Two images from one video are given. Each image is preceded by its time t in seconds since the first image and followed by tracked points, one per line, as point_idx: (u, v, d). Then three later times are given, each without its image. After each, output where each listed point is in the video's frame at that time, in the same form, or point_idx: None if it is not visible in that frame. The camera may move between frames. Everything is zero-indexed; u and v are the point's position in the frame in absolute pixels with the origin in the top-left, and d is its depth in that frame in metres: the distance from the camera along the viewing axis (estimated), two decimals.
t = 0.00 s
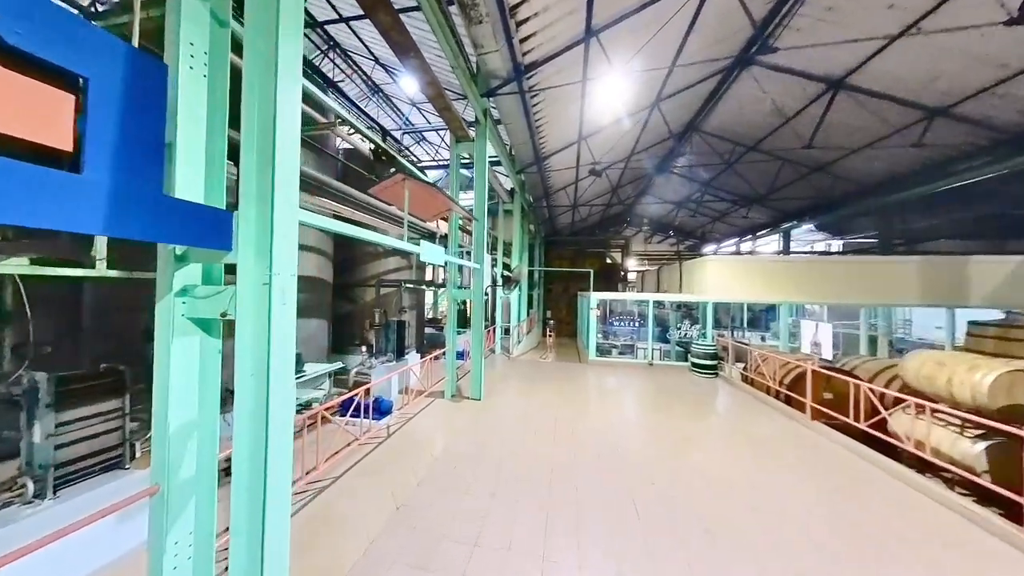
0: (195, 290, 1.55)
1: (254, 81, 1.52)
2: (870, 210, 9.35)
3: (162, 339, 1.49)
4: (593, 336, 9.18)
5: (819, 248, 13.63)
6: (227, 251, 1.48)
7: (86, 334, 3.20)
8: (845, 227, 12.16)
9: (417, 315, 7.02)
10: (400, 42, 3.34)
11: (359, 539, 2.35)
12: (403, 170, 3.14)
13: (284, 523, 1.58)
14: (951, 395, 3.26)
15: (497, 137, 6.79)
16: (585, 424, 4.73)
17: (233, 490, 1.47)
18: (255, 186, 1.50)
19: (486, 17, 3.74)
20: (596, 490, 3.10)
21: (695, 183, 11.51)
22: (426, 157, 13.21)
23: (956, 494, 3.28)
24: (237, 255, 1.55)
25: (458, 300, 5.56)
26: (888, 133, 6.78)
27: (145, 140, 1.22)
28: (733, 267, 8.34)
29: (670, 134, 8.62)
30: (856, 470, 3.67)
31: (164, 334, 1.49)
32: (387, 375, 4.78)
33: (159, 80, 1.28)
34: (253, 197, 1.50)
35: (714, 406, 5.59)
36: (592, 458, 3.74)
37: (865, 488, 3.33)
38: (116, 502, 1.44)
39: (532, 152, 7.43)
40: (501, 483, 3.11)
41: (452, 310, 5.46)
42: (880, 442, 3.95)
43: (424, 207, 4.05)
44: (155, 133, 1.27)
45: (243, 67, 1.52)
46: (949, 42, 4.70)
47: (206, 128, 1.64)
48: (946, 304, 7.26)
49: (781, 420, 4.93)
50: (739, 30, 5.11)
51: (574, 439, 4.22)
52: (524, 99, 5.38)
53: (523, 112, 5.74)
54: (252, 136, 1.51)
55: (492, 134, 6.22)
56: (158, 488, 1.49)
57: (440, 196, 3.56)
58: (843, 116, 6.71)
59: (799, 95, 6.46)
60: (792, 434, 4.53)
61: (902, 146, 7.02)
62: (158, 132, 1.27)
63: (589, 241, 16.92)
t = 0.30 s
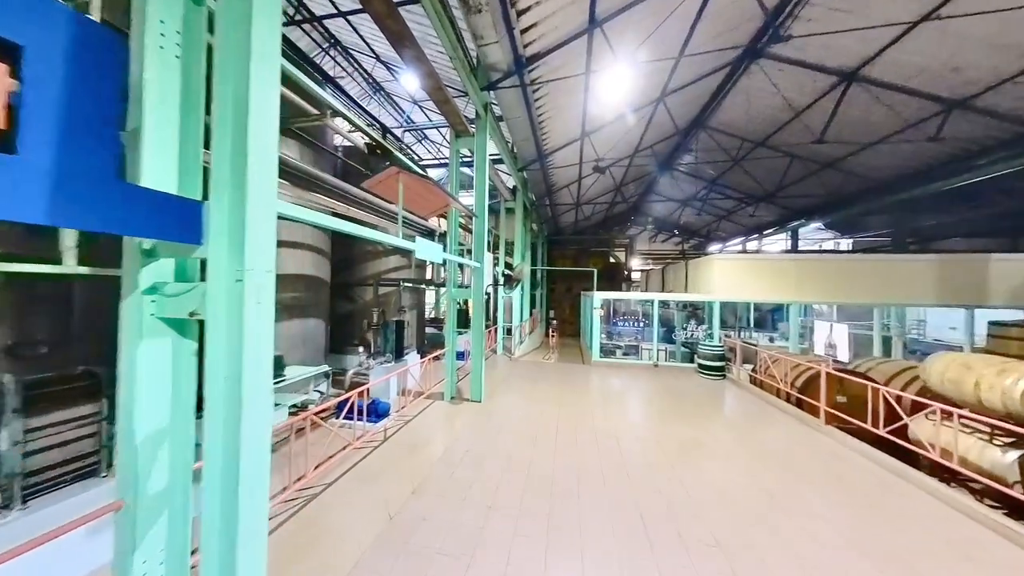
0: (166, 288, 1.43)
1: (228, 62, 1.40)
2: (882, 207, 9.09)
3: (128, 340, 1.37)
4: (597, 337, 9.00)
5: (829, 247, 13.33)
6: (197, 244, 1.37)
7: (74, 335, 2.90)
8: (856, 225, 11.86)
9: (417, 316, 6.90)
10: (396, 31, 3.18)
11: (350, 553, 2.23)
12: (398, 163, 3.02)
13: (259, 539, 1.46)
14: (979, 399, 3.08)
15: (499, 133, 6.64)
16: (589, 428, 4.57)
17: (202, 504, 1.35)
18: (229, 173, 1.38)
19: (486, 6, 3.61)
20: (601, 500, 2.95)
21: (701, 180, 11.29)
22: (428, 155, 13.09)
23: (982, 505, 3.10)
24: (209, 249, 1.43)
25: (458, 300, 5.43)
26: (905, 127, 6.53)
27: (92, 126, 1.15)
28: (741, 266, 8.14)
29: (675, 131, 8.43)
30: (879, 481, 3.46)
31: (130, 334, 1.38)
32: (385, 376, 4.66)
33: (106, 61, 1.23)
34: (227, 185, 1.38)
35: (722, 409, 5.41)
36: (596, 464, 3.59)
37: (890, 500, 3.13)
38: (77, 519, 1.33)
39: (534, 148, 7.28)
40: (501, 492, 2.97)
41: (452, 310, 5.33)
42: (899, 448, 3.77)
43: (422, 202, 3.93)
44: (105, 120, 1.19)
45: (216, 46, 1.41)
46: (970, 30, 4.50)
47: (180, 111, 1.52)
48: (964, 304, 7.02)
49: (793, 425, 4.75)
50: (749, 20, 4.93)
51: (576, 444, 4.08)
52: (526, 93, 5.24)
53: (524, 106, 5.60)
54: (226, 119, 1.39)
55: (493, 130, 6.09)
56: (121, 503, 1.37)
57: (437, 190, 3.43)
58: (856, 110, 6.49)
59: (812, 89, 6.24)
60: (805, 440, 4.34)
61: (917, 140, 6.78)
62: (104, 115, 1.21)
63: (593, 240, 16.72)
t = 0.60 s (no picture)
0: (128, 289, 1.30)
1: (196, 42, 1.28)
2: (891, 205, 8.89)
3: (84, 346, 1.24)
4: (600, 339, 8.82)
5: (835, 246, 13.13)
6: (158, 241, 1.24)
7: (57, 335, 2.51)
8: (862, 224, 11.67)
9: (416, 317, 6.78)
10: (389, 19, 3.04)
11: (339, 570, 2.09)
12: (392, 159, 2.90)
13: (228, 562, 1.34)
14: (1004, 406, 2.93)
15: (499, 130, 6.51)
16: (593, 432, 4.43)
17: (165, 526, 1.23)
18: (195, 163, 1.25)
19: None
20: (605, 511, 2.79)
21: (705, 179, 11.12)
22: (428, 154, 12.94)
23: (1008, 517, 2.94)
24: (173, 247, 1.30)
25: (457, 301, 5.30)
26: (916, 122, 6.36)
27: (38, 102, 0.99)
28: (746, 266, 7.99)
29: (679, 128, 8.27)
30: (897, 490, 3.29)
31: (86, 340, 1.25)
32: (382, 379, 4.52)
33: (60, 21, 1.05)
34: (193, 176, 1.25)
35: (729, 413, 5.26)
36: (600, 469, 3.46)
37: (911, 512, 2.96)
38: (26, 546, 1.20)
39: (535, 146, 7.15)
40: (500, 502, 2.82)
41: (451, 310, 5.19)
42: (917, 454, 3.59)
43: (419, 199, 3.80)
44: (55, 96, 1.04)
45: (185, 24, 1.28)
46: (988, 21, 4.33)
47: (147, 96, 1.38)
48: (977, 304, 6.87)
49: (804, 431, 4.59)
50: (757, 13, 4.77)
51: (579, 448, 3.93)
52: (527, 88, 5.10)
53: (525, 102, 5.46)
54: (194, 104, 1.27)
55: (493, 126, 5.93)
56: (77, 528, 1.24)
57: (432, 186, 3.31)
58: (866, 106, 6.32)
59: (819, 84, 6.08)
60: (815, 446, 4.19)
61: (929, 136, 6.60)
62: (57, 89, 1.04)
63: (594, 240, 16.68)
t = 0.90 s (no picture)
0: (88, 290, 1.17)
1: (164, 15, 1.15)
2: (901, 204, 8.69)
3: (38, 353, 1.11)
4: (603, 339, 8.65)
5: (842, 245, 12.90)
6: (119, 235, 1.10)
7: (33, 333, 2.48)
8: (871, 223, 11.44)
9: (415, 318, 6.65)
10: (385, 8, 2.89)
11: None
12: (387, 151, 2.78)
13: None
14: None
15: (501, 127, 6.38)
16: (597, 436, 4.29)
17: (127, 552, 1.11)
18: (160, 149, 1.12)
19: None
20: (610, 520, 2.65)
21: (710, 177, 10.94)
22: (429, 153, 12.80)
23: None
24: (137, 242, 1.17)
25: (457, 301, 5.16)
26: (931, 116, 6.15)
27: None
28: (753, 265, 7.82)
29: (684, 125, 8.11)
30: (921, 499, 3.09)
31: (40, 346, 1.12)
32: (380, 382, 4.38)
33: None
34: (156, 162, 1.12)
35: (737, 417, 5.10)
36: (605, 476, 3.30)
37: (936, 521, 2.77)
38: None
39: (537, 143, 7.01)
40: (501, 512, 2.67)
41: (450, 311, 5.06)
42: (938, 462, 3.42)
43: (417, 194, 3.69)
44: None
45: None
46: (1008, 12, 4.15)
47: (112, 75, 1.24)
48: (991, 305, 6.66)
49: (816, 435, 4.42)
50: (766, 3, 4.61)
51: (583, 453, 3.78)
52: (529, 82, 4.96)
53: (527, 96, 5.31)
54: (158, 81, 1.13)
55: (494, 122, 5.79)
56: (31, 555, 1.12)
57: (430, 181, 3.19)
58: (877, 101, 6.14)
59: (830, 78, 5.89)
60: (828, 451, 4.03)
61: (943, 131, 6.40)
62: None
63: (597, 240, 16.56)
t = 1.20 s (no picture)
0: (81, 287, 1.12)
1: None
2: (951, 196, 7.97)
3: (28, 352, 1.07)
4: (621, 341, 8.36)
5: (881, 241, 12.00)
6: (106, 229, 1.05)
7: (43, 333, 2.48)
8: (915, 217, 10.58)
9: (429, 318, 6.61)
10: None
11: None
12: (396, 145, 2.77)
13: None
14: None
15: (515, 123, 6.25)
16: (614, 442, 4.10)
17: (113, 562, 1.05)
18: (148, 139, 1.06)
19: None
20: (630, 538, 2.48)
21: (735, 171, 10.41)
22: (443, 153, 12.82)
23: None
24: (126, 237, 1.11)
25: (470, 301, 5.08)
26: (991, 97, 5.55)
27: None
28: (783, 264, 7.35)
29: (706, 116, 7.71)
30: (988, 524, 2.74)
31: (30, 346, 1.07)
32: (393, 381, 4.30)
33: None
34: (145, 153, 1.06)
35: (767, 425, 4.76)
36: (624, 487, 3.12)
37: (1010, 554, 2.43)
38: None
39: (552, 139, 6.87)
40: (513, 524, 2.53)
41: (463, 311, 4.98)
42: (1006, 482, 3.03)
43: (427, 189, 3.66)
44: None
45: None
46: None
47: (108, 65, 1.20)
48: None
49: (858, 448, 4.05)
50: None
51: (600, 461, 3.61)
52: (543, 75, 4.81)
53: (541, 89, 5.15)
54: (145, 67, 1.08)
55: (507, 117, 5.67)
56: (22, 563, 1.08)
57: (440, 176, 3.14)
58: (927, 82, 5.60)
59: (871, 60, 5.42)
60: (871, 465, 3.67)
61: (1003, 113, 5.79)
62: None
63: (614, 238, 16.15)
